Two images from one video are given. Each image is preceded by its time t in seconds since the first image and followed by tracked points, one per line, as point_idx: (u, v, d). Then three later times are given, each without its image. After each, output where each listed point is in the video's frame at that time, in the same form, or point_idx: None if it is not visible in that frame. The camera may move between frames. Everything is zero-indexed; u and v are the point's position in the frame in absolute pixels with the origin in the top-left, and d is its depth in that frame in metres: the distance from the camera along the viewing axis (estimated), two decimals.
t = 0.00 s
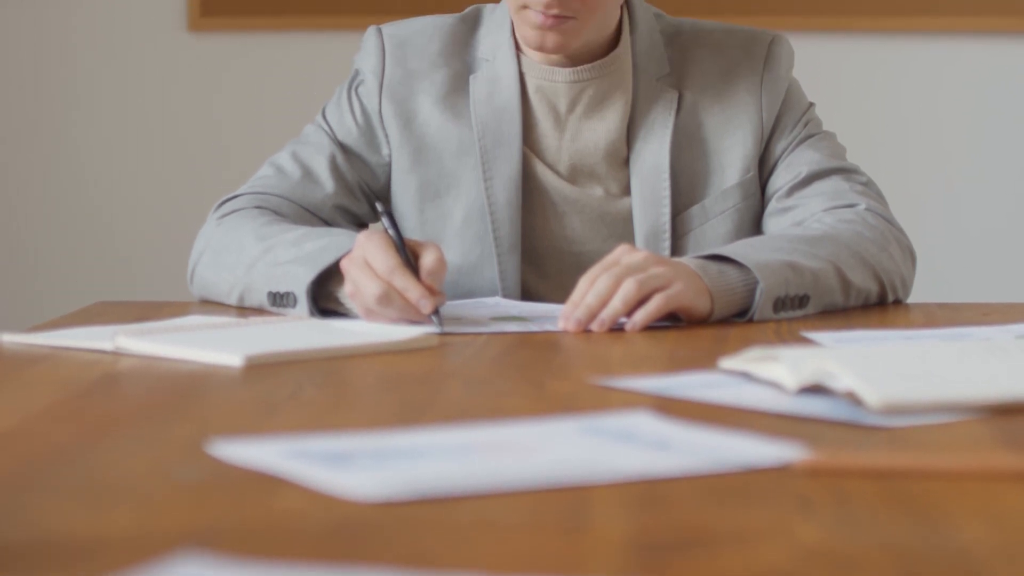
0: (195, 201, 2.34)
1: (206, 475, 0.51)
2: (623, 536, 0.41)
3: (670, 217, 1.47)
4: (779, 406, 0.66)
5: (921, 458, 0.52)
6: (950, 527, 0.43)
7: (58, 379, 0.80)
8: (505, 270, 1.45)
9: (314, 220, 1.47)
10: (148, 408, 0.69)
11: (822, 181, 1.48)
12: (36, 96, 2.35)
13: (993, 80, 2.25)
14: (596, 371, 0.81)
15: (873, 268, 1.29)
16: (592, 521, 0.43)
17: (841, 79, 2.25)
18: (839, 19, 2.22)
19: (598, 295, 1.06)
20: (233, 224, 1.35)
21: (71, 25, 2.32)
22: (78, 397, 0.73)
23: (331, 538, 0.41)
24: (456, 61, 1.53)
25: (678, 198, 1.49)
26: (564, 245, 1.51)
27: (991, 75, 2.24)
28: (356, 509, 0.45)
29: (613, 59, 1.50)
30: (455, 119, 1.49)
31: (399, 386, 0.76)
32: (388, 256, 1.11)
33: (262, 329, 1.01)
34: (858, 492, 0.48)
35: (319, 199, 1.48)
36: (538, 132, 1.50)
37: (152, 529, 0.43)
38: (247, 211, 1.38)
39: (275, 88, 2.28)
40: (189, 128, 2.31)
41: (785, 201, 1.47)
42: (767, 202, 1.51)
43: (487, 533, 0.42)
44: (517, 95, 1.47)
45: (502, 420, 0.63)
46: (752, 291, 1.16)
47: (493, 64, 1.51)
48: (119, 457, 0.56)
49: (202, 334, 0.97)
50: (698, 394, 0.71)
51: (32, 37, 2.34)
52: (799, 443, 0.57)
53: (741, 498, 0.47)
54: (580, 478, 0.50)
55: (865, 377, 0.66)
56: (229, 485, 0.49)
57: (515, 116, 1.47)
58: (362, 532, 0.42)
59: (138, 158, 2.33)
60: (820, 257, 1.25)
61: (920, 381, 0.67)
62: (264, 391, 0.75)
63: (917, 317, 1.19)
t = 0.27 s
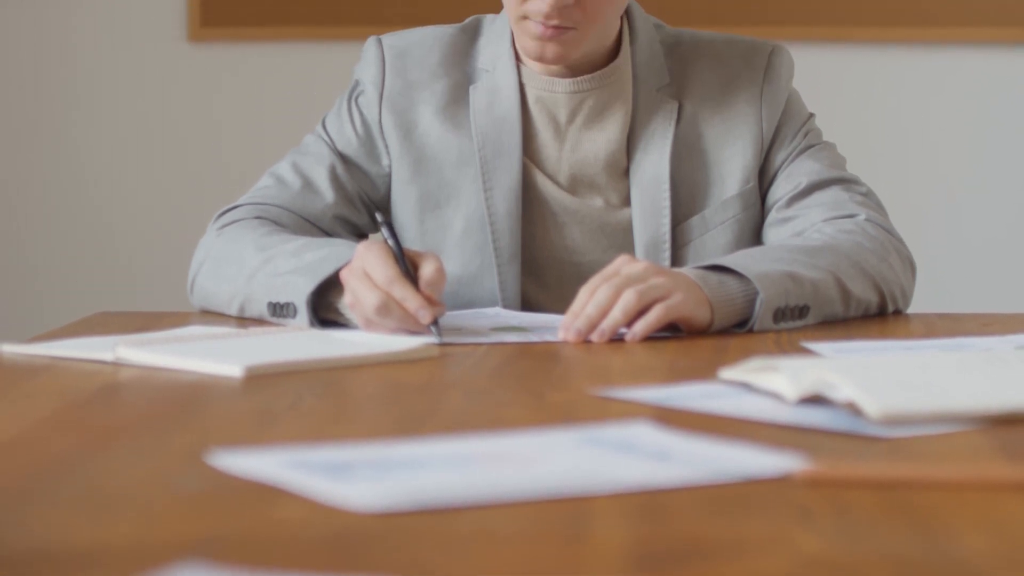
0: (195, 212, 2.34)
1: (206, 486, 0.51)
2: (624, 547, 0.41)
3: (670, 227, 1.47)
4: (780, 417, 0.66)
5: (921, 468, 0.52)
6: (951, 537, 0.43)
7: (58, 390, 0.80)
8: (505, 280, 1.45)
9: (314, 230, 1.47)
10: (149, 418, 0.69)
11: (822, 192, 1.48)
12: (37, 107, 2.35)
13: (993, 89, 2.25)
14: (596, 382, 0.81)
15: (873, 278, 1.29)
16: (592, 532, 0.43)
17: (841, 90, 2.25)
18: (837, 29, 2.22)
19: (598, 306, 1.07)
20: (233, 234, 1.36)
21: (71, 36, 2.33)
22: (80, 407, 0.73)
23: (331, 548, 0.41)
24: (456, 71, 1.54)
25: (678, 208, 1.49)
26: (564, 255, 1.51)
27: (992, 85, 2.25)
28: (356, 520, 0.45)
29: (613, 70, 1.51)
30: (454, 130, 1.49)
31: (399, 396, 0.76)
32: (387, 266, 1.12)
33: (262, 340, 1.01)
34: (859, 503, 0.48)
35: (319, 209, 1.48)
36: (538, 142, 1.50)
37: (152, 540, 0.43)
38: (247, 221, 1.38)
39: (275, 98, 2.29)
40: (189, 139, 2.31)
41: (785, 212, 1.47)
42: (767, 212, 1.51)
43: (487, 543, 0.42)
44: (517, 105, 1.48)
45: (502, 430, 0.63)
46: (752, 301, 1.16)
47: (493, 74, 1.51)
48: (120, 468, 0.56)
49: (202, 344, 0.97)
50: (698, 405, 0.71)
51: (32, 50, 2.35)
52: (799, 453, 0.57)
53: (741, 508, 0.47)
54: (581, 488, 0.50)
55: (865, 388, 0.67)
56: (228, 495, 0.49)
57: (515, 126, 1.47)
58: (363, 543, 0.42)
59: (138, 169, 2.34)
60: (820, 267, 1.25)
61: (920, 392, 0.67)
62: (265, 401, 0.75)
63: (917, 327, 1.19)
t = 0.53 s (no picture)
0: (196, 223, 2.34)
1: (207, 497, 0.51)
2: (624, 558, 0.42)
3: (670, 238, 1.47)
4: (780, 428, 0.66)
5: (922, 480, 0.52)
6: (952, 549, 0.43)
7: (58, 401, 0.80)
8: (505, 292, 1.46)
9: (314, 242, 1.47)
10: (150, 430, 0.69)
11: (822, 203, 1.48)
12: (38, 120, 2.36)
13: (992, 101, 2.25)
14: (596, 393, 0.81)
15: (873, 289, 1.29)
16: (592, 543, 0.43)
17: (840, 101, 2.26)
18: (835, 41, 2.23)
19: (598, 317, 1.07)
20: (233, 245, 1.36)
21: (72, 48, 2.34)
22: (81, 419, 0.73)
23: (332, 559, 0.41)
24: (456, 83, 1.54)
25: (678, 219, 1.49)
26: (564, 266, 1.51)
27: (991, 96, 2.25)
28: (357, 531, 0.45)
29: (613, 82, 1.51)
30: (454, 141, 1.50)
31: (399, 408, 0.76)
32: (386, 277, 1.12)
33: (263, 351, 1.01)
34: (859, 514, 0.48)
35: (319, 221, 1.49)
36: (538, 154, 1.51)
37: (153, 551, 0.43)
38: (247, 232, 1.38)
39: (275, 109, 2.29)
40: (189, 150, 2.32)
41: (785, 223, 1.47)
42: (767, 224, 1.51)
43: (488, 555, 0.42)
44: (517, 116, 1.48)
45: (501, 442, 0.63)
46: (752, 312, 1.16)
47: (493, 86, 1.52)
48: (121, 480, 0.56)
49: (202, 356, 0.97)
50: (698, 416, 0.71)
51: (32, 61, 2.35)
52: (799, 465, 0.57)
53: (741, 519, 0.47)
54: (581, 499, 0.50)
55: (865, 399, 0.67)
56: (227, 507, 0.49)
57: (515, 138, 1.47)
58: (362, 554, 0.42)
59: (138, 180, 2.34)
60: (820, 278, 1.25)
61: (921, 403, 0.67)
62: (265, 412, 0.75)
63: (917, 338, 1.19)
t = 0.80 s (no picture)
0: (196, 233, 2.34)
1: (206, 508, 0.51)
2: (626, 569, 0.41)
3: (670, 249, 1.47)
4: (779, 439, 0.66)
5: (921, 490, 0.52)
6: (951, 559, 0.43)
7: (58, 412, 0.80)
8: (505, 302, 1.46)
9: (314, 253, 1.47)
10: (151, 441, 0.69)
11: (822, 213, 1.48)
12: (37, 120, 2.36)
13: (992, 111, 2.26)
14: (596, 404, 0.81)
15: (873, 299, 1.29)
16: (593, 554, 0.43)
17: (839, 112, 2.26)
18: (834, 52, 2.23)
19: (598, 328, 1.07)
20: (233, 256, 1.36)
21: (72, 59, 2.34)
22: (82, 430, 0.73)
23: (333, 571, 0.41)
24: (456, 93, 1.55)
25: (678, 230, 1.49)
26: (564, 277, 1.51)
27: (989, 107, 2.26)
28: (357, 542, 0.45)
29: (612, 92, 1.51)
30: (454, 152, 1.50)
31: (399, 419, 0.76)
32: (385, 289, 1.12)
33: (263, 362, 1.01)
34: (859, 524, 0.48)
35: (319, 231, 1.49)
36: (538, 164, 1.51)
37: (153, 562, 0.43)
38: (247, 243, 1.38)
39: (275, 120, 2.29)
40: (190, 161, 2.32)
41: (785, 233, 1.47)
42: (767, 234, 1.51)
43: (488, 566, 0.42)
44: (517, 127, 1.48)
45: (501, 453, 0.63)
46: (752, 323, 1.16)
47: (493, 96, 1.52)
48: (122, 491, 0.56)
49: (202, 367, 0.97)
50: (698, 426, 0.71)
51: (32, 61, 2.35)
52: (798, 476, 0.57)
53: (740, 530, 0.47)
54: (581, 510, 0.50)
55: (864, 410, 0.67)
56: (228, 518, 0.49)
57: (515, 148, 1.48)
58: (363, 565, 0.42)
59: (138, 190, 2.34)
60: (820, 288, 1.26)
61: (920, 413, 0.67)
62: (264, 424, 0.75)
63: (917, 349, 1.19)
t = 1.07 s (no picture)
0: (196, 242, 2.34)
1: (206, 517, 0.51)
2: None
3: (670, 258, 1.47)
4: (780, 448, 0.66)
5: (922, 499, 0.52)
6: (952, 567, 0.43)
7: (58, 421, 0.80)
8: (505, 311, 1.46)
9: (314, 262, 1.47)
10: (150, 449, 0.69)
11: (822, 222, 1.48)
12: (37, 120, 2.36)
13: (992, 120, 2.26)
14: (596, 413, 0.81)
15: (873, 308, 1.29)
16: (592, 562, 0.43)
17: (839, 120, 2.27)
18: (834, 62, 2.24)
19: (598, 336, 1.07)
20: (233, 265, 1.36)
21: (72, 69, 2.35)
22: (82, 439, 0.73)
23: None
24: (456, 102, 1.55)
25: (678, 239, 1.49)
26: (564, 286, 1.51)
27: (989, 116, 2.26)
28: (358, 550, 0.45)
29: (612, 101, 1.52)
30: (454, 160, 1.50)
31: (398, 428, 0.76)
32: (385, 298, 1.12)
33: (263, 371, 1.01)
34: (859, 533, 0.48)
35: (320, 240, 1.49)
36: (538, 173, 1.51)
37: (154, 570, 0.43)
38: (247, 252, 1.38)
39: (275, 129, 2.30)
40: (190, 168, 2.32)
41: (785, 242, 1.47)
42: (767, 243, 1.52)
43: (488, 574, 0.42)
44: (517, 136, 1.49)
45: (501, 462, 0.63)
46: (752, 331, 1.16)
47: (493, 105, 1.52)
48: (122, 499, 0.56)
49: (202, 376, 0.97)
50: (698, 435, 0.71)
51: (32, 61, 2.36)
52: (799, 485, 0.57)
53: (740, 538, 0.47)
54: (581, 518, 0.50)
55: (865, 419, 0.67)
56: (227, 527, 0.49)
57: (515, 157, 1.48)
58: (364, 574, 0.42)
59: (138, 199, 2.34)
60: (820, 297, 1.26)
61: (920, 422, 0.67)
62: (265, 433, 0.75)
63: (918, 358, 1.19)
